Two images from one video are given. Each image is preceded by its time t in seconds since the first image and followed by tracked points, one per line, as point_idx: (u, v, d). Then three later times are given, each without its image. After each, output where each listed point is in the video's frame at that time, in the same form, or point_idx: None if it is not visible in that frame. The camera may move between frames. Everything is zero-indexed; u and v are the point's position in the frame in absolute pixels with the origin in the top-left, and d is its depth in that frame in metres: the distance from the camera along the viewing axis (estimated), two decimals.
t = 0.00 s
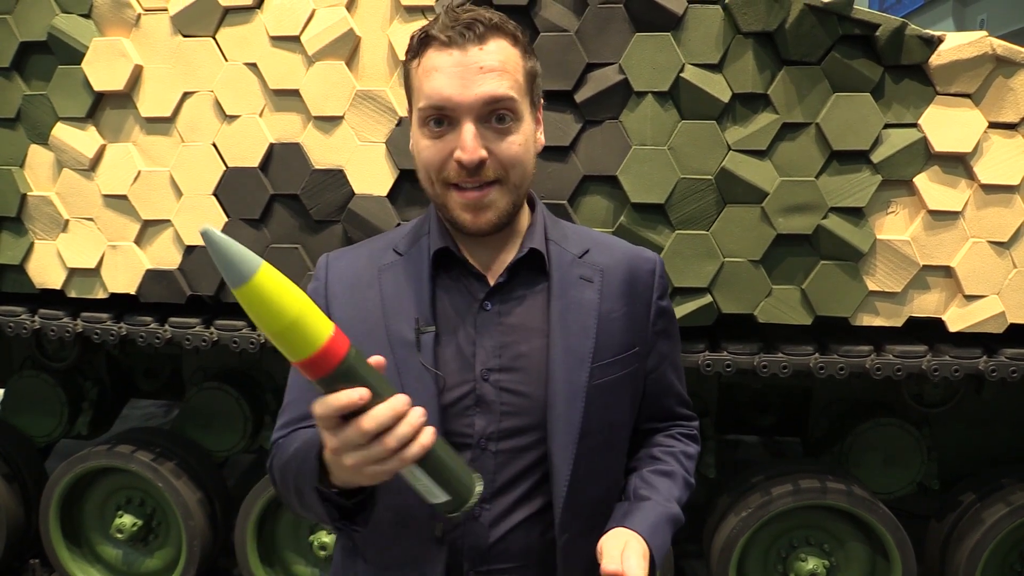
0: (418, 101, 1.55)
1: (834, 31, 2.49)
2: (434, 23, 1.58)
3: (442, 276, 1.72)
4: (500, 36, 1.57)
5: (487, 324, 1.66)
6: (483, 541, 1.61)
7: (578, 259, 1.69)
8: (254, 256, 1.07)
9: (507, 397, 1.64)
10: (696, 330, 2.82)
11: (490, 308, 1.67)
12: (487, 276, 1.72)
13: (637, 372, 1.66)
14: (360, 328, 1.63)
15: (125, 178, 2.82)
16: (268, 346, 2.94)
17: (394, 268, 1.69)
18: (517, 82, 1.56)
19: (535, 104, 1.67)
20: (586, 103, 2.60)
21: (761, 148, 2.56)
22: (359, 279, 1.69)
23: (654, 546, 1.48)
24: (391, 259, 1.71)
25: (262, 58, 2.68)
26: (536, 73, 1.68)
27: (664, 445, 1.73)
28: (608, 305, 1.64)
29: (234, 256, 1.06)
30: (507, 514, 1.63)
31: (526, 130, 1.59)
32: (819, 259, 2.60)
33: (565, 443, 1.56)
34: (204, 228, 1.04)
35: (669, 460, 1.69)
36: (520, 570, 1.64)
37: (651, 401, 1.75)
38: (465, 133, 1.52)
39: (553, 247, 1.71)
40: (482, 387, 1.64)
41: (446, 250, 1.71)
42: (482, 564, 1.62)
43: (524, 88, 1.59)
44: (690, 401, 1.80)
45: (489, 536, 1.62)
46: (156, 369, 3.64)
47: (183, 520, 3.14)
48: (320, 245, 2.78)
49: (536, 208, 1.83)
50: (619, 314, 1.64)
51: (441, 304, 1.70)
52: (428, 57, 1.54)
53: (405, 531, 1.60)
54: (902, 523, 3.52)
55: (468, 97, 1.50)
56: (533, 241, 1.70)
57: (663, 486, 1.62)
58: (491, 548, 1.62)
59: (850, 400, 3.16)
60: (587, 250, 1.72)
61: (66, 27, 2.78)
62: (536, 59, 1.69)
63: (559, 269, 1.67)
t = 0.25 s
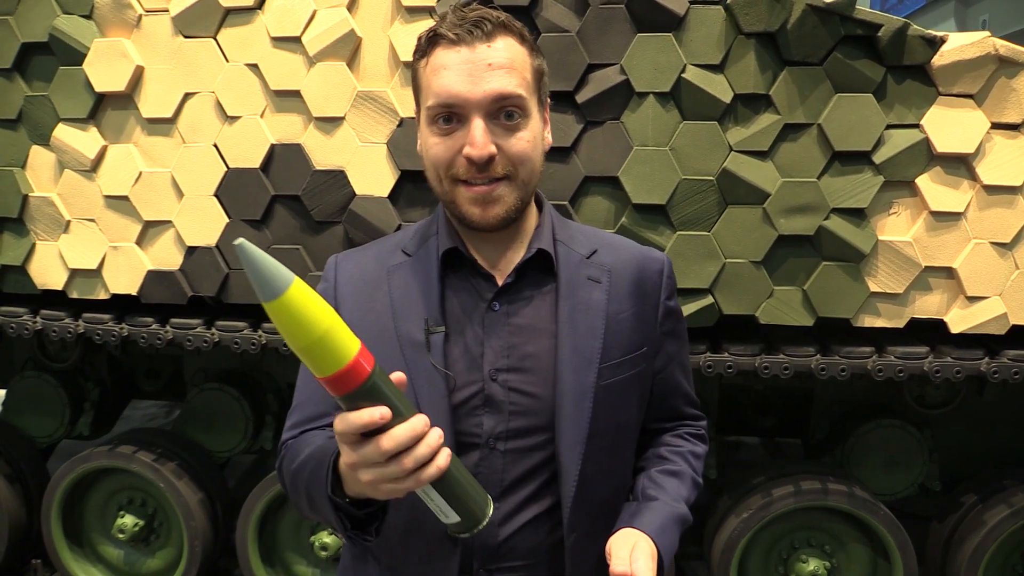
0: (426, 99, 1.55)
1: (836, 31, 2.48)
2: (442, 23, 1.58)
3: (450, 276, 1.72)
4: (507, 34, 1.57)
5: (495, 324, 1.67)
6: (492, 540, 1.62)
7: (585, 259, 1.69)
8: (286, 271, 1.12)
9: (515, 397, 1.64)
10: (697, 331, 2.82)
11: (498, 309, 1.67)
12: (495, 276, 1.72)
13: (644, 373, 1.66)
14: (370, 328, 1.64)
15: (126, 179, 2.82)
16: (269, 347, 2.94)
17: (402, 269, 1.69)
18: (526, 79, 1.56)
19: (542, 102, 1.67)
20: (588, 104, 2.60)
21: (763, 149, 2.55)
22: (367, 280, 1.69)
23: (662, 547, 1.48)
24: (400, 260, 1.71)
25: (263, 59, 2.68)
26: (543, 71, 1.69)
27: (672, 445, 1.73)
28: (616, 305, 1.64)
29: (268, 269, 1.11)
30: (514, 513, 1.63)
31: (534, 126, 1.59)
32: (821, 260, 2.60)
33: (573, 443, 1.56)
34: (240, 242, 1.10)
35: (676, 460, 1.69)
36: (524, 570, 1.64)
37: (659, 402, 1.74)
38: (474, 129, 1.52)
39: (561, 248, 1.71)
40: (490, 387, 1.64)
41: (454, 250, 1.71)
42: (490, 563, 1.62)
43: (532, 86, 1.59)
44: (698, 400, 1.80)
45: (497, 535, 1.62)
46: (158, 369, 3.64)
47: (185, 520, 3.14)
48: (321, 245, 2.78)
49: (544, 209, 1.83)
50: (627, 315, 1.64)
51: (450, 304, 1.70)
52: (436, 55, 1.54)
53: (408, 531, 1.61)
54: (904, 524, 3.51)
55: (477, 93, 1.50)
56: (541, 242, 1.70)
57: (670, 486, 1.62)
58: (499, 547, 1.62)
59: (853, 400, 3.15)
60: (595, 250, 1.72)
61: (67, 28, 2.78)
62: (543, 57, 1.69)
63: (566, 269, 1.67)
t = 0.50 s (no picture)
0: (430, 98, 1.55)
1: (837, 32, 2.48)
2: (445, 23, 1.59)
3: (455, 276, 1.73)
4: (510, 33, 1.57)
5: (498, 323, 1.67)
6: (494, 538, 1.62)
7: (589, 260, 1.69)
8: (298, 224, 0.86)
9: (518, 397, 1.64)
10: (698, 331, 2.82)
11: (502, 309, 1.68)
12: (500, 276, 1.73)
13: (647, 373, 1.66)
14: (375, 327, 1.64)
15: (127, 178, 2.81)
16: (269, 347, 2.94)
17: (407, 268, 1.69)
18: (528, 77, 1.56)
19: (546, 101, 1.67)
20: (588, 104, 2.60)
21: (764, 149, 2.56)
22: (373, 278, 1.70)
23: (663, 547, 1.48)
24: (405, 259, 1.71)
25: (264, 58, 2.68)
26: (545, 71, 1.68)
27: (675, 446, 1.73)
28: (619, 306, 1.64)
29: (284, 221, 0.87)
30: (517, 512, 1.64)
31: (537, 125, 1.58)
32: (822, 260, 2.60)
33: (575, 442, 1.56)
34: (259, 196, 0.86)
35: (679, 461, 1.69)
36: (526, 570, 1.64)
37: (662, 403, 1.75)
38: (476, 127, 1.51)
39: (565, 248, 1.71)
40: (493, 386, 1.64)
41: (459, 250, 1.71)
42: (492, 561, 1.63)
43: (535, 84, 1.59)
44: (702, 402, 1.80)
45: (499, 534, 1.62)
46: (158, 369, 3.64)
47: (185, 520, 3.14)
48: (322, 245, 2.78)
49: (549, 209, 1.84)
50: (631, 315, 1.64)
51: (454, 304, 1.70)
52: (439, 54, 1.53)
53: (410, 531, 1.61)
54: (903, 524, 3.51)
55: (479, 91, 1.49)
56: (545, 242, 1.70)
57: (672, 487, 1.62)
58: (501, 546, 1.62)
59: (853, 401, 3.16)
60: (599, 251, 1.72)
61: (67, 28, 2.77)
62: (546, 57, 1.69)
63: (571, 270, 1.67)
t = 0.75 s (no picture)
0: (428, 99, 1.56)
1: (837, 32, 2.48)
2: (443, 26, 1.60)
3: (456, 275, 1.73)
4: (506, 34, 1.57)
5: (499, 322, 1.67)
6: (494, 537, 1.62)
7: (591, 260, 1.70)
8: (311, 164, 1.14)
9: (518, 396, 1.64)
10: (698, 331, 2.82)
11: (503, 307, 1.68)
12: (500, 275, 1.73)
13: (648, 374, 1.66)
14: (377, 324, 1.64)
15: (127, 178, 2.81)
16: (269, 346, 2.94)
17: (409, 267, 1.69)
18: (525, 78, 1.56)
19: (545, 102, 1.67)
20: (589, 104, 2.60)
21: (764, 149, 2.56)
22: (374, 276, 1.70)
23: (663, 546, 1.49)
24: (407, 258, 1.71)
25: (264, 58, 2.68)
26: (544, 71, 1.68)
27: (677, 446, 1.73)
28: (620, 306, 1.64)
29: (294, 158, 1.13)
30: (517, 510, 1.64)
31: (534, 125, 1.58)
32: (822, 261, 2.60)
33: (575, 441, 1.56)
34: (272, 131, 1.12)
35: (681, 461, 1.69)
36: (527, 568, 1.64)
37: (664, 403, 1.75)
38: (472, 127, 1.51)
39: (566, 248, 1.71)
40: (494, 385, 1.64)
41: (459, 249, 1.71)
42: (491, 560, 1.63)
43: (532, 85, 1.59)
44: (704, 403, 1.80)
45: (498, 532, 1.62)
46: (158, 369, 3.64)
47: (185, 519, 3.14)
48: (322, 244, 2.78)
49: (551, 209, 1.84)
50: (631, 315, 1.64)
51: (455, 302, 1.70)
52: (437, 56, 1.54)
53: (410, 529, 1.61)
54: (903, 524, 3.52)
55: (475, 92, 1.50)
56: (546, 241, 1.71)
57: (674, 487, 1.62)
58: (501, 545, 1.63)
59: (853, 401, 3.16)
60: (601, 251, 1.72)
61: (67, 26, 2.77)
62: (544, 58, 1.69)
63: (571, 270, 1.67)
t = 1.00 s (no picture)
0: (420, 105, 1.57)
1: (837, 32, 2.48)
2: (436, 31, 1.60)
3: (456, 275, 1.73)
4: (497, 39, 1.56)
5: (498, 321, 1.67)
6: (493, 536, 1.62)
7: (590, 260, 1.70)
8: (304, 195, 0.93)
9: (517, 394, 1.64)
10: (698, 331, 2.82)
11: (502, 307, 1.68)
12: (500, 275, 1.73)
13: (647, 374, 1.66)
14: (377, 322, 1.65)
15: (128, 178, 2.82)
16: (269, 346, 2.94)
17: (411, 267, 1.70)
18: (515, 83, 1.55)
19: (540, 105, 1.65)
20: (589, 104, 2.60)
21: (765, 150, 2.56)
22: (376, 275, 1.71)
23: (660, 549, 1.48)
24: (408, 258, 1.72)
25: (265, 58, 2.68)
26: (540, 75, 1.67)
27: (677, 449, 1.73)
28: (619, 307, 1.64)
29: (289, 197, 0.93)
30: (517, 509, 1.64)
31: (526, 130, 1.56)
32: (822, 261, 2.60)
33: (573, 441, 1.56)
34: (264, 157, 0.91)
35: (681, 463, 1.69)
36: (527, 568, 1.64)
37: (664, 404, 1.75)
38: (460, 134, 1.51)
39: (566, 247, 1.71)
40: (492, 383, 1.64)
41: (459, 249, 1.71)
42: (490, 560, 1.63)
43: (523, 90, 1.58)
44: (705, 405, 1.80)
45: (498, 531, 1.62)
46: (159, 369, 3.65)
47: (186, 519, 3.14)
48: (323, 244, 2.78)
49: (553, 210, 1.84)
50: (631, 315, 1.64)
51: (456, 302, 1.71)
52: (428, 62, 1.55)
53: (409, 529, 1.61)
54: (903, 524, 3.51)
55: (463, 99, 1.50)
56: (546, 241, 1.71)
57: (673, 489, 1.62)
58: (500, 545, 1.63)
59: (853, 401, 3.16)
60: (601, 252, 1.72)
61: (68, 27, 2.78)
62: (540, 60, 1.67)
63: (571, 269, 1.67)
